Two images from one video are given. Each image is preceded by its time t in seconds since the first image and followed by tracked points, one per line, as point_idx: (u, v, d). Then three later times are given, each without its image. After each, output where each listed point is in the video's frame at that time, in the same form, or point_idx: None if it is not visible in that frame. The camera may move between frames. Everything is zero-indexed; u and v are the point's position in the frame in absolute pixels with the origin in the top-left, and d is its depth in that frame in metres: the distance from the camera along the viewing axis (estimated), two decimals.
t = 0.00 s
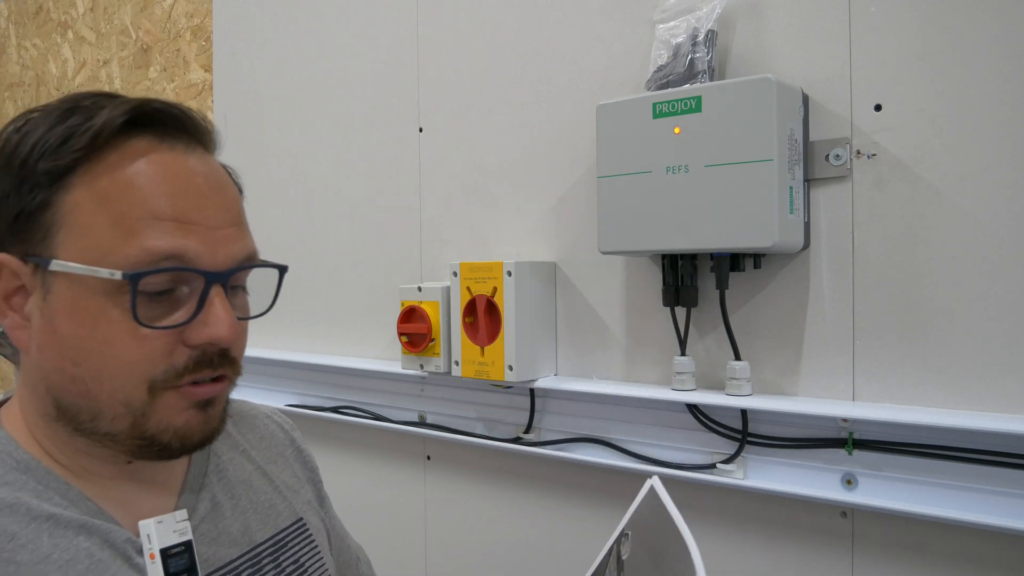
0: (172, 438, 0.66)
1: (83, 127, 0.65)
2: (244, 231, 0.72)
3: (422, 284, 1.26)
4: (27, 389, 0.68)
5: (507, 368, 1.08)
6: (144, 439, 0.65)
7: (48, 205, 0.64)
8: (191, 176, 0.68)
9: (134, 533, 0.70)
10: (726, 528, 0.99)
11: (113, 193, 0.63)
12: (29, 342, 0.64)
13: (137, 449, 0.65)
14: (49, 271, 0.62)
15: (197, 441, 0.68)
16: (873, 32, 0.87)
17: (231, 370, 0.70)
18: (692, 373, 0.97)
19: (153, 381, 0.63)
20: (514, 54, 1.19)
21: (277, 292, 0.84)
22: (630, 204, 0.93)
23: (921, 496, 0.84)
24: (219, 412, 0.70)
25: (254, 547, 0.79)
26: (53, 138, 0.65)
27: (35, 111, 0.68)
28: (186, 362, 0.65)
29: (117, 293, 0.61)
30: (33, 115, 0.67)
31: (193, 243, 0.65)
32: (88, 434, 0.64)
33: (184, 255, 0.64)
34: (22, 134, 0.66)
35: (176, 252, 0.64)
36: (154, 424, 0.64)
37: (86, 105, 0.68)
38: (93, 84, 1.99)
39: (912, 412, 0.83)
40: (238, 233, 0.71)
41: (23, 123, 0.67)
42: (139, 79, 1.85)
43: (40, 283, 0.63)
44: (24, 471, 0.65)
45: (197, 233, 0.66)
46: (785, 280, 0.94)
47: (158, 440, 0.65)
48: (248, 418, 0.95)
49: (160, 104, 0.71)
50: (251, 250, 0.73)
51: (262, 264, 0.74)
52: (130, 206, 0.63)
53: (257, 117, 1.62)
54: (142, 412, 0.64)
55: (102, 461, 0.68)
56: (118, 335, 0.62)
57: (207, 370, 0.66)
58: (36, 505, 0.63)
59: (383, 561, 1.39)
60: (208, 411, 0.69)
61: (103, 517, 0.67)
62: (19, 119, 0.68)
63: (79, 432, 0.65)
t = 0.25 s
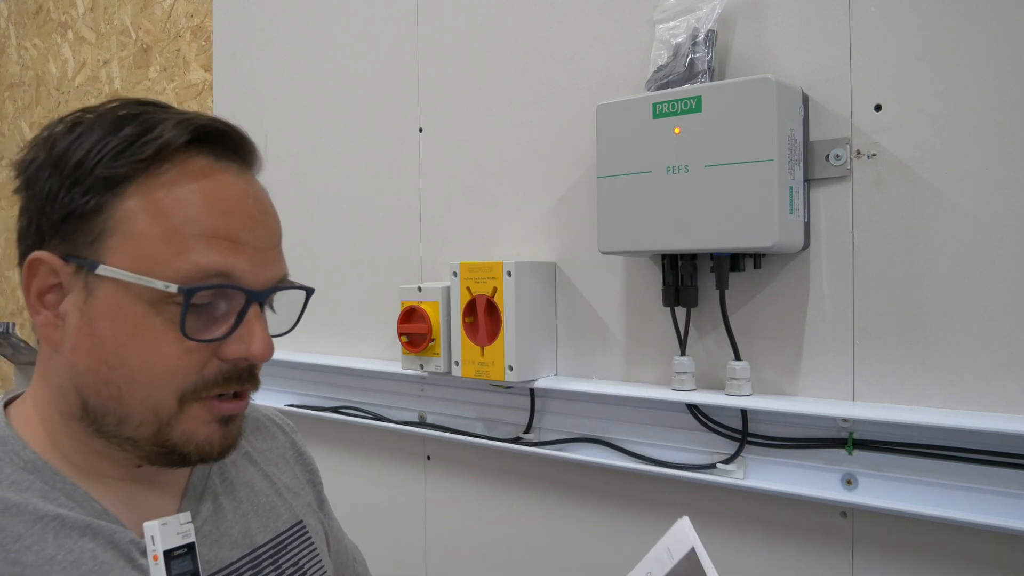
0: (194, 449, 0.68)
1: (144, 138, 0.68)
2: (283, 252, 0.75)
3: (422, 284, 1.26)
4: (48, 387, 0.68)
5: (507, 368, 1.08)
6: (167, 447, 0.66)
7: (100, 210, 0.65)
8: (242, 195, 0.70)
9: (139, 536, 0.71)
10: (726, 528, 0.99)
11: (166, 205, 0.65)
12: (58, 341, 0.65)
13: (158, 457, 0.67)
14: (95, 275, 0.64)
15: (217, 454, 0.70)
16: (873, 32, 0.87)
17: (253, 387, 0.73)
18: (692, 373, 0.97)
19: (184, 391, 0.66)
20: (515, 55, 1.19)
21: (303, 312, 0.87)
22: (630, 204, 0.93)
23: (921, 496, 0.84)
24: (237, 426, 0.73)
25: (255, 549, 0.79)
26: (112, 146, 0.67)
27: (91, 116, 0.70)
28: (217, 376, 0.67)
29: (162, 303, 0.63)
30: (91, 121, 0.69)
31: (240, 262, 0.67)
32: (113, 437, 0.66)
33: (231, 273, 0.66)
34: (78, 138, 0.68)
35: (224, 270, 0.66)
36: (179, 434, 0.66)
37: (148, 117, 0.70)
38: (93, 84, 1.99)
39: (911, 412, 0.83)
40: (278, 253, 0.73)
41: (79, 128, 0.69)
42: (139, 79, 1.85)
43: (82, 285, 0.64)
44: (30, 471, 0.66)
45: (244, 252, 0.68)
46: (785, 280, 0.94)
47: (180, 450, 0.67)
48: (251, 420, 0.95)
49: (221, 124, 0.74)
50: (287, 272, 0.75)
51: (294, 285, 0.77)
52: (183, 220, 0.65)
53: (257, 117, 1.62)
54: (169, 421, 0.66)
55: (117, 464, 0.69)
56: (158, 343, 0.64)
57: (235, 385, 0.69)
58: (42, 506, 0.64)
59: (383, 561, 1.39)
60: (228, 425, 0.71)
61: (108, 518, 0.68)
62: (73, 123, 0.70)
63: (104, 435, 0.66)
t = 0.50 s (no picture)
0: (214, 452, 0.69)
1: (186, 150, 0.69)
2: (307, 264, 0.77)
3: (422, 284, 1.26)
4: (67, 389, 0.69)
5: (507, 368, 1.08)
6: (190, 450, 0.68)
7: (139, 218, 0.66)
8: (275, 210, 0.73)
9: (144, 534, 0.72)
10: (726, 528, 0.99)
11: (203, 217, 0.67)
12: (84, 345, 0.66)
13: (179, 460, 0.69)
14: (130, 282, 0.65)
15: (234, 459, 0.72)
16: (873, 32, 0.87)
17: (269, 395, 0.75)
18: (692, 373, 0.97)
19: (211, 397, 0.68)
20: (515, 55, 1.19)
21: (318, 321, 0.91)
22: (630, 204, 0.93)
23: (922, 496, 0.84)
24: (253, 433, 0.75)
25: (257, 548, 0.79)
26: (153, 155, 0.68)
27: (127, 122, 0.71)
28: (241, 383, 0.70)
29: (196, 312, 0.66)
30: (128, 128, 0.70)
31: (272, 275, 0.70)
32: (139, 439, 0.67)
33: (264, 285, 0.69)
34: (115, 144, 0.69)
35: (259, 282, 0.68)
36: (202, 438, 0.68)
37: (187, 128, 0.72)
38: (92, 84, 1.99)
39: (911, 412, 0.83)
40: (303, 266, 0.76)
41: (115, 133, 0.70)
42: (139, 79, 1.85)
43: (115, 290, 0.66)
44: (38, 472, 0.66)
45: (276, 265, 0.70)
46: (785, 280, 0.94)
47: (202, 454, 0.69)
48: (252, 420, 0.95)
49: (258, 140, 0.76)
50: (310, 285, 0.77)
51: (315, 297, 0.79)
52: (220, 232, 0.67)
53: (258, 117, 1.62)
54: (194, 425, 0.68)
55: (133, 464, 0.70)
56: (191, 349, 0.66)
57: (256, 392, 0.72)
58: (47, 507, 0.65)
59: (382, 561, 1.39)
60: (245, 431, 0.73)
61: (115, 518, 0.68)
62: (108, 128, 0.71)
63: (130, 437, 0.67)
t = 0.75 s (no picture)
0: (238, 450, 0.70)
1: (212, 154, 0.69)
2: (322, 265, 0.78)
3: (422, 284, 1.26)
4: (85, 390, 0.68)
5: (507, 368, 1.08)
6: (215, 448, 0.69)
7: (168, 222, 0.66)
8: (298, 214, 0.73)
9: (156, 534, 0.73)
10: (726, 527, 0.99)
11: (231, 220, 0.67)
12: (106, 347, 0.66)
13: (203, 458, 0.69)
14: (159, 285, 0.65)
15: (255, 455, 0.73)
16: (873, 32, 0.87)
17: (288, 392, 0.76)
18: (692, 373, 0.97)
19: (238, 396, 0.69)
20: (515, 55, 1.19)
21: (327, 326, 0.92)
22: (630, 204, 0.93)
23: (922, 496, 0.84)
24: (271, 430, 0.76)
25: (264, 546, 0.79)
26: (180, 159, 0.68)
27: (149, 126, 0.70)
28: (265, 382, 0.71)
29: (225, 314, 0.66)
30: (151, 132, 0.69)
31: (296, 277, 0.71)
32: (164, 440, 0.68)
33: (289, 288, 0.70)
34: (139, 148, 0.68)
35: (285, 284, 0.69)
36: (227, 437, 0.69)
37: (209, 133, 0.71)
38: (93, 84, 1.99)
39: (911, 412, 0.83)
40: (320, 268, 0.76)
41: (138, 137, 0.69)
42: (139, 79, 1.85)
43: (141, 293, 0.65)
44: (50, 474, 0.66)
45: (299, 268, 0.71)
46: (785, 280, 0.94)
47: (227, 452, 0.70)
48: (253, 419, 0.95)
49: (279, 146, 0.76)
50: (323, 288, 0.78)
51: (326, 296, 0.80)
52: (248, 236, 0.68)
53: (258, 117, 1.62)
54: (220, 425, 0.68)
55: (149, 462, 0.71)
56: (218, 351, 0.67)
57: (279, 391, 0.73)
58: (61, 510, 0.65)
59: (382, 561, 1.39)
60: (265, 429, 0.74)
61: (126, 520, 0.69)
62: (128, 131, 0.70)
63: (155, 438, 0.68)
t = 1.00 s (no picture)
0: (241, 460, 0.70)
1: (224, 163, 0.69)
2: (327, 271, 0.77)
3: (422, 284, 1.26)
4: (91, 395, 0.68)
5: (507, 368, 1.08)
6: (219, 458, 0.69)
7: (177, 231, 0.66)
8: (309, 226, 0.73)
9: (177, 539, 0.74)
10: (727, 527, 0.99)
11: (240, 231, 0.67)
12: (113, 353, 0.66)
13: (207, 467, 0.69)
14: (167, 294, 0.65)
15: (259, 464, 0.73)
16: (873, 33, 0.87)
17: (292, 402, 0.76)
18: (692, 373, 0.97)
19: (242, 407, 0.68)
20: (515, 55, 1.19)
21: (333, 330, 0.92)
22: (630, 204, 0.93)
23: (921, 495, 0.84)
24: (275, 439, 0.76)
25: (273, 543, 0.82)
26: (191, 167, 0.68)
27: (161, 131, 0.70)
28: (269, 393, 0.70)
29: (231, 325, 0.66)
30: (163, 137, 0.69)
31: (305, 290, 0.70)
32: (169, 448, 0.68)
33: (296, 300, 0.69)
34: (150, 153, 0.68)
35: (292, 297, 0.69)
36: (231, 446, 0.69)
37: (222, 142, 0.71)
38: (93, 84, 1.99)
39: (911, 412, 0.83)
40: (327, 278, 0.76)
41: (150, 142, 0.69)
42: (139, 79, 1.85)
43: (148, 301, 0.65)
44: (70, 484, 0.66)
45: (308, 280, 0.71)
46: (785, 280, 0.94)
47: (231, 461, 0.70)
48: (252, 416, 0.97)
49: (290, 155, 0.76)
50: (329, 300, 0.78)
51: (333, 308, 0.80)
52: (257, 247, 0.67)
53: (258, 117, 1.62)
54: (224, 435, 0.68)
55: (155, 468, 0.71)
56: (223, 361, 0.66)
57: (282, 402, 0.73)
58: (87, 520, 0.65)
59: (382, 561, 1.39)
60: (269, 438, 0.74)
61: (145, 526, 0.69)
62: (141, 135, 0.69)
63: (159, 446, 0.68)
